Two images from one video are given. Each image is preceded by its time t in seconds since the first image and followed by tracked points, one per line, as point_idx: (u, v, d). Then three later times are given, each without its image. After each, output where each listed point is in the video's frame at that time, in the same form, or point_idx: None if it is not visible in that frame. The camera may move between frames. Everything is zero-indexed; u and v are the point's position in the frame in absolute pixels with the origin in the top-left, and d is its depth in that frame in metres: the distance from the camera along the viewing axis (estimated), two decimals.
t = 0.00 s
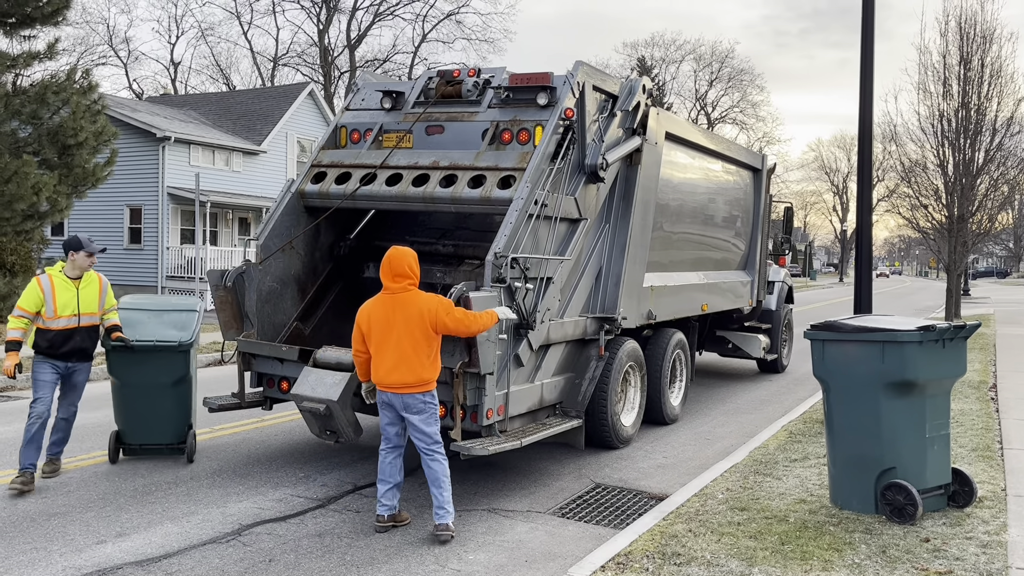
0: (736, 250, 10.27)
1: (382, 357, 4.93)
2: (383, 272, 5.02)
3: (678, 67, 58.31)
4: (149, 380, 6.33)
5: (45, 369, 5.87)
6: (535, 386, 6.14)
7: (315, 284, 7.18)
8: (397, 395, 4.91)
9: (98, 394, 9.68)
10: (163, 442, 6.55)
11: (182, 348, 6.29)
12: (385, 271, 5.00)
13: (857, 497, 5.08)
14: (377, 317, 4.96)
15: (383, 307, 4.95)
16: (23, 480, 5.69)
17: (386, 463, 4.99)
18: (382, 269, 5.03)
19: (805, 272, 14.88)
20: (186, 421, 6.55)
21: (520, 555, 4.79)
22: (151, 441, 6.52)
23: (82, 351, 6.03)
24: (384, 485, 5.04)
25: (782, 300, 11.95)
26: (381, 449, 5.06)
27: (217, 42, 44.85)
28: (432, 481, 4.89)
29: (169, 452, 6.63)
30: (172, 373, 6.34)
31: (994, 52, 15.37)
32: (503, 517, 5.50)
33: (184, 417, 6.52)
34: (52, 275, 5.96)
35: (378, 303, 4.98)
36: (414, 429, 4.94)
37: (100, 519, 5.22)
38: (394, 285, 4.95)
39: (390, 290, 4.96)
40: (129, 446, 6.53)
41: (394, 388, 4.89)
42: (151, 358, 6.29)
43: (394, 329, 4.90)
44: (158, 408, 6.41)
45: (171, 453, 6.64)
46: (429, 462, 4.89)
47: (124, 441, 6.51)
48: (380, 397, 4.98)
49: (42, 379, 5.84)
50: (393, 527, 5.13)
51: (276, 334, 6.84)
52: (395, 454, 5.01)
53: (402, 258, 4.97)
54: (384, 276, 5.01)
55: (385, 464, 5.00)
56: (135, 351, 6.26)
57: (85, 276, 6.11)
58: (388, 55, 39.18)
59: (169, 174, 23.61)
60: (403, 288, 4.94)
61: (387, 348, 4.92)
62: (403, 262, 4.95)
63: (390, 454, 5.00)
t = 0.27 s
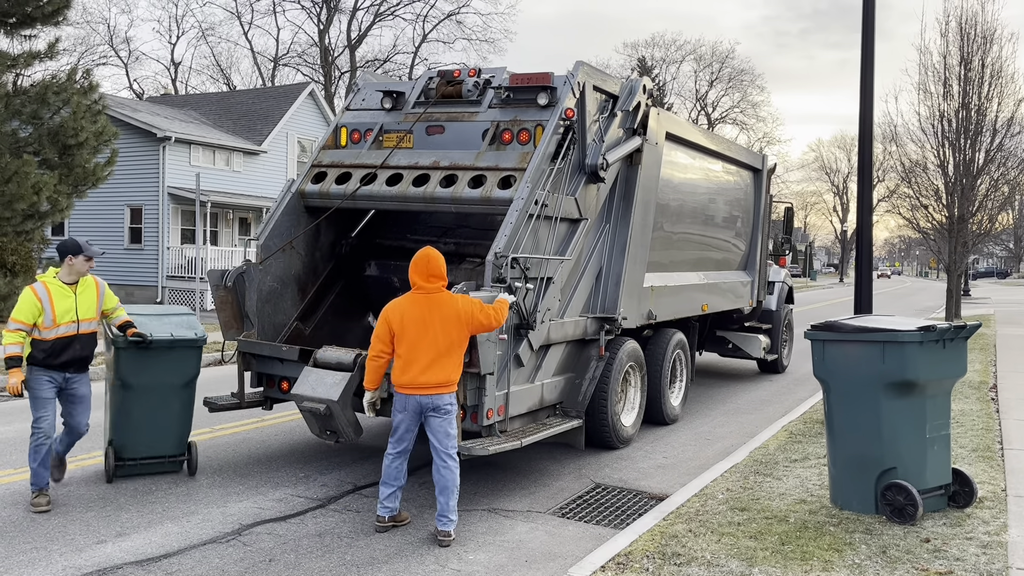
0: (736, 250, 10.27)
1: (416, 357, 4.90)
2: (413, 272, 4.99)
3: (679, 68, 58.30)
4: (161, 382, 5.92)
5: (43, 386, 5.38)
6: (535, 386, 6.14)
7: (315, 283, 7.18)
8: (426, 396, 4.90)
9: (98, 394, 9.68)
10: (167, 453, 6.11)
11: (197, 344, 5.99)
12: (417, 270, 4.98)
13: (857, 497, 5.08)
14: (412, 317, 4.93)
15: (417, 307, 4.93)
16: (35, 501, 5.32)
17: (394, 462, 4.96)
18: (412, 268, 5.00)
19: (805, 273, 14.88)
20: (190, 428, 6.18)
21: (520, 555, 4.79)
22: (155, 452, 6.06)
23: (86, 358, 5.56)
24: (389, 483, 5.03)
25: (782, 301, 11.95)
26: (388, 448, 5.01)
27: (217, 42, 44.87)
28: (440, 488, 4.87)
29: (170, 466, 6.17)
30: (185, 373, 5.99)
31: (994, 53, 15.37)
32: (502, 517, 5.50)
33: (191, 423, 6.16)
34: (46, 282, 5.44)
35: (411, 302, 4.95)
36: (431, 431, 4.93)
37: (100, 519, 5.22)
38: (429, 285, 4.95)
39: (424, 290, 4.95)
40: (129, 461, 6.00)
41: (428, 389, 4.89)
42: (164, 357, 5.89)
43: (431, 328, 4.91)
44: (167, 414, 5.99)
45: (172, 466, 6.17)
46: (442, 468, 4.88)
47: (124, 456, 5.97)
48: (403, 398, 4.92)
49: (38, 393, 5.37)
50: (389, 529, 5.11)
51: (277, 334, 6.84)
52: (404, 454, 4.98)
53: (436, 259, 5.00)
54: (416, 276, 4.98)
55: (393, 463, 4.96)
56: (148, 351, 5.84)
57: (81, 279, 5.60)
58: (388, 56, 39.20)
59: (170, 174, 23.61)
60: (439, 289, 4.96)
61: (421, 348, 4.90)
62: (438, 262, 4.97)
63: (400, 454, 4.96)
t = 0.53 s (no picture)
0: (736, 250, 10.27)
1: (444, 357, 4.85)
2: (438, 269, 4.90)
3: (679, 68, 58.26)
4: (182, 386, 5.56)
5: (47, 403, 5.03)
6: (535, 386, 6.14)
7: (315, 283, 7.18)
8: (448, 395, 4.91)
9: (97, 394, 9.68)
10: (186, 464, 5.73)
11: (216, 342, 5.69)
12: (443, 268, 4.91)
13: (857, 497, 5.08)
14: (441, 315, 4.86)
15: (444, 306, 4.88)
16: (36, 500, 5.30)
17: (404, 461, 4.88)
18: (436, 265, 4.90)
19: (804, 273, 14.89)
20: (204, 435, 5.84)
21: (521, 555, 4.78)
22: (176, 464, 5.67)
23: (97, 370, 5.12)
24: (395, 484, 4.92)
25: (783, 301, 11.94)
26: (395, 449, 4.91)
27: (217, 42, 44.86)
28: (448, 488, 4.87)
29: (188, 480, 5.78)
30: (204, 374, 5.67)
31: (994, 52, 15.37)
32: (502, 517, 5.49)
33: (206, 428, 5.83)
34: (55, 288, 4.98)
35: (439, 301, 4.87)
36: (440, 430, 4.93)
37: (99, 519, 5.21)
38: (455, 284, 4.93)
39: (450, 289, 4.91)
40: (151, 477, 5.55)
41: (453, 389, 4.91)
42: (185, 359, 5.54)
43: (458, 328, 4.91)
44: (188, 419, 5.63)
45: (190, 480, 5.78)
46: (449, 468, 4.88)
47: (147, 472, 5.51)
48: (425, 398, 4.85)
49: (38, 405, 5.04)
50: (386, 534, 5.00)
51: (277, 334, 6.83)
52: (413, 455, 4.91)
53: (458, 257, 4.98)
54: (441, 273, 4.90)
55: (402, 463, 4.88)
56: (169, 354, 5.46)
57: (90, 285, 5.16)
58: (388, 55, 39.18)
59: (170, 173, 23.61)
60: (463, 288, 4.97)
61: (448, 347, 4.87)
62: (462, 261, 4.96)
63: (409, 453, 4.90)
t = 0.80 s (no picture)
0: (736, 249, 10.27)
1: (451, 358, 4.84)
2: (445, 268, 4.85)
3: (679, 68, 58.23)
4: (209, 393, 5.26)
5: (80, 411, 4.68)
6: (535, 386, 6.13)
7: (315, 282, 7.17)
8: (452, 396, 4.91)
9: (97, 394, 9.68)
10: (210, 473, 5.46)
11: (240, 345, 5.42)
12: (449, 267, 4.87)
13: (857, 497, 5.08)
14: (447, 316, 4.85)
15: (452, 306, 4.88)
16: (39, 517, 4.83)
17: (416, 466, 4.79)
18: (444, 264, 4.86)
19: (804, 273, 14.87)
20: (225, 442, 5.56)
21: (520, 555, 4.78)
22: (202, 474, 5.38)
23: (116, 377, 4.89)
24: (409, 492, 4.78)
25: (782, 301, 11.94)
26: (404, 453, 4.82)
27: (217, 41, 44.86)
28: (450, 488, 4.86)
29: (211, 491, 5.51)
30: (229, 379, 5.39)
31: (994, 52, 15.36)
32: (502, 517, 5.49)
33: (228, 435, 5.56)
34: (66, 288, 4.63)
35: (445, 301, 4.85)
36: (442, 431, 4.91)
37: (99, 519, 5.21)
38: (460, 284, 4.92)
39: (455, 289, 4.90)
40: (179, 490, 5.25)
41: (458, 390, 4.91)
42: (213, 365, 5.24)
43: (464, 328, 4.92)
44: (213, 426, 5.35)
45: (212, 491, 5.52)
46: (450, 468, 4.87)
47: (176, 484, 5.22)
48: (432, 399, 4.82)
49: (69, 415, 4.66)
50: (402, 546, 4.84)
51: (276, 334, 6.83)
52: (422, 459, 4.84)
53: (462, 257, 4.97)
54: (448, 272, 4.86)
55: (412, 468, 4.79)
56: (198, 361, 5.15)
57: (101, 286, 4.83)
58: (388, 55, 39.18)
59: (169, 173, 23.60)
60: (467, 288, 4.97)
61: (454, 348, 4.86)
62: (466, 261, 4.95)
63: (418, 457, 4.83)
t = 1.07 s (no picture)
0: (735, 249, 10.26)
1: (445, 360, 4.85)
2: (437, 269, 4.87)
3: (678, 68, 58.24)
4: (213, 403, 5.00)
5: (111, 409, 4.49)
6: (534, 386, 6.13)
7: (315, 283, 7.16)
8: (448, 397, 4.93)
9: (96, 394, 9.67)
10: (219, 490, 5.16)
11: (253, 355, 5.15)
12: (441, 268, 4.88)
13: (857, 497, 5.08)
14: (440, 318, 4.85)
15: (444, 308, 4.88)
16: (106, 559, 4.28)
17: (415, 467, 4.79)
18: (435, 265, 4.87)
19: (804, 273, 14.87)
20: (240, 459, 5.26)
21: (520, 555, 4.78)
22: (207, 490, 5.10)
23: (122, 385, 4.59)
24: (408, 494, 4.77)
25: (782, 300, 11.94)
26: (403, 454, 4.82)
27: (216, 41, 44.82)
28: (447, 488, 4.87)
29: (222, 510, 5.21)
30: (238, 391, 5.11)
31: (993, 52, 15.37)
32: (502, 517, 5.49)
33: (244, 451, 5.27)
34: (90, 290, 4.36)
35: (437, 304, 4.86)
36: (438, 432, 4.92)
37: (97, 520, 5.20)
38: (453, 285, 4.91)
39: (448, 290, 4.90)
40: (179, 504, 5.00)
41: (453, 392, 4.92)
42: (219, 373, 4.99)
43: (458, 331, 4.92)
44: (220, 439, 5.07)
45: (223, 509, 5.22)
46: (447, 468, 4.88)
47: (174, 499, 4.97)
48: (426, 401, 4.83)
49: (108, 418, 4.44)
50: (404, 547, 4.82)
51: (276, 334, 6.82)
52: (422, 461, 4.84)
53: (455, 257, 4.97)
54: (440, 273, 4.87)
55: (412, 469, 4.79)
56: (201, 369, 4.90)
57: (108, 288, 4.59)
58: (387, 55, 39.18)
59: (169, 173, 23.59)
60: (461, 289, 4.96)
61: (448, 351, 4.87)
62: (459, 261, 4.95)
63: (417, 459, 4.82)
